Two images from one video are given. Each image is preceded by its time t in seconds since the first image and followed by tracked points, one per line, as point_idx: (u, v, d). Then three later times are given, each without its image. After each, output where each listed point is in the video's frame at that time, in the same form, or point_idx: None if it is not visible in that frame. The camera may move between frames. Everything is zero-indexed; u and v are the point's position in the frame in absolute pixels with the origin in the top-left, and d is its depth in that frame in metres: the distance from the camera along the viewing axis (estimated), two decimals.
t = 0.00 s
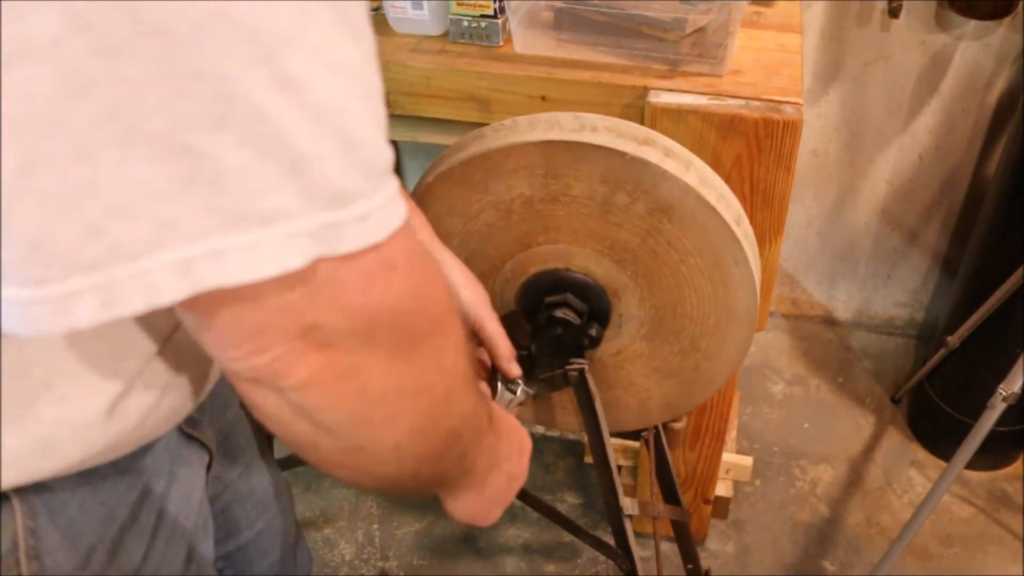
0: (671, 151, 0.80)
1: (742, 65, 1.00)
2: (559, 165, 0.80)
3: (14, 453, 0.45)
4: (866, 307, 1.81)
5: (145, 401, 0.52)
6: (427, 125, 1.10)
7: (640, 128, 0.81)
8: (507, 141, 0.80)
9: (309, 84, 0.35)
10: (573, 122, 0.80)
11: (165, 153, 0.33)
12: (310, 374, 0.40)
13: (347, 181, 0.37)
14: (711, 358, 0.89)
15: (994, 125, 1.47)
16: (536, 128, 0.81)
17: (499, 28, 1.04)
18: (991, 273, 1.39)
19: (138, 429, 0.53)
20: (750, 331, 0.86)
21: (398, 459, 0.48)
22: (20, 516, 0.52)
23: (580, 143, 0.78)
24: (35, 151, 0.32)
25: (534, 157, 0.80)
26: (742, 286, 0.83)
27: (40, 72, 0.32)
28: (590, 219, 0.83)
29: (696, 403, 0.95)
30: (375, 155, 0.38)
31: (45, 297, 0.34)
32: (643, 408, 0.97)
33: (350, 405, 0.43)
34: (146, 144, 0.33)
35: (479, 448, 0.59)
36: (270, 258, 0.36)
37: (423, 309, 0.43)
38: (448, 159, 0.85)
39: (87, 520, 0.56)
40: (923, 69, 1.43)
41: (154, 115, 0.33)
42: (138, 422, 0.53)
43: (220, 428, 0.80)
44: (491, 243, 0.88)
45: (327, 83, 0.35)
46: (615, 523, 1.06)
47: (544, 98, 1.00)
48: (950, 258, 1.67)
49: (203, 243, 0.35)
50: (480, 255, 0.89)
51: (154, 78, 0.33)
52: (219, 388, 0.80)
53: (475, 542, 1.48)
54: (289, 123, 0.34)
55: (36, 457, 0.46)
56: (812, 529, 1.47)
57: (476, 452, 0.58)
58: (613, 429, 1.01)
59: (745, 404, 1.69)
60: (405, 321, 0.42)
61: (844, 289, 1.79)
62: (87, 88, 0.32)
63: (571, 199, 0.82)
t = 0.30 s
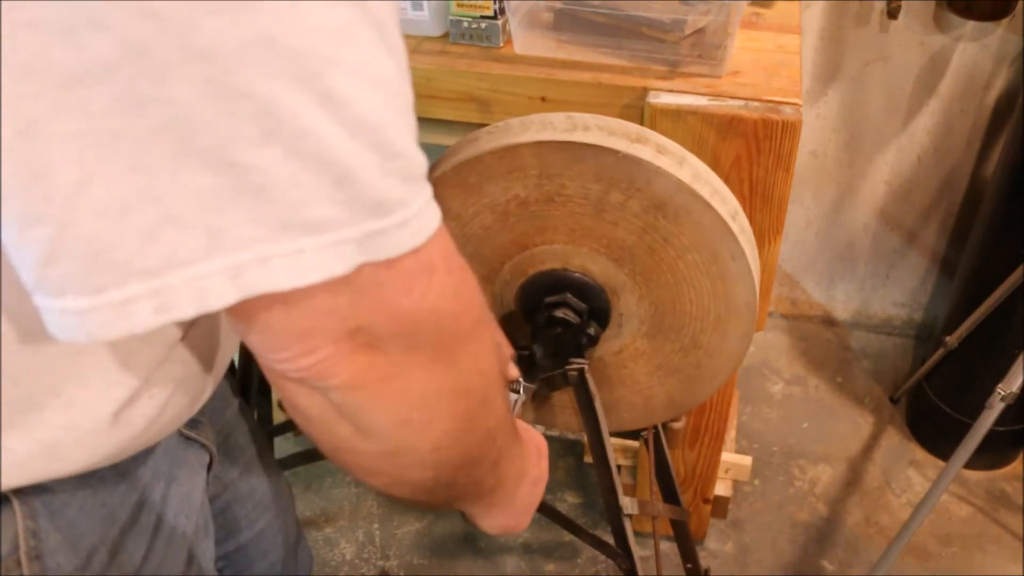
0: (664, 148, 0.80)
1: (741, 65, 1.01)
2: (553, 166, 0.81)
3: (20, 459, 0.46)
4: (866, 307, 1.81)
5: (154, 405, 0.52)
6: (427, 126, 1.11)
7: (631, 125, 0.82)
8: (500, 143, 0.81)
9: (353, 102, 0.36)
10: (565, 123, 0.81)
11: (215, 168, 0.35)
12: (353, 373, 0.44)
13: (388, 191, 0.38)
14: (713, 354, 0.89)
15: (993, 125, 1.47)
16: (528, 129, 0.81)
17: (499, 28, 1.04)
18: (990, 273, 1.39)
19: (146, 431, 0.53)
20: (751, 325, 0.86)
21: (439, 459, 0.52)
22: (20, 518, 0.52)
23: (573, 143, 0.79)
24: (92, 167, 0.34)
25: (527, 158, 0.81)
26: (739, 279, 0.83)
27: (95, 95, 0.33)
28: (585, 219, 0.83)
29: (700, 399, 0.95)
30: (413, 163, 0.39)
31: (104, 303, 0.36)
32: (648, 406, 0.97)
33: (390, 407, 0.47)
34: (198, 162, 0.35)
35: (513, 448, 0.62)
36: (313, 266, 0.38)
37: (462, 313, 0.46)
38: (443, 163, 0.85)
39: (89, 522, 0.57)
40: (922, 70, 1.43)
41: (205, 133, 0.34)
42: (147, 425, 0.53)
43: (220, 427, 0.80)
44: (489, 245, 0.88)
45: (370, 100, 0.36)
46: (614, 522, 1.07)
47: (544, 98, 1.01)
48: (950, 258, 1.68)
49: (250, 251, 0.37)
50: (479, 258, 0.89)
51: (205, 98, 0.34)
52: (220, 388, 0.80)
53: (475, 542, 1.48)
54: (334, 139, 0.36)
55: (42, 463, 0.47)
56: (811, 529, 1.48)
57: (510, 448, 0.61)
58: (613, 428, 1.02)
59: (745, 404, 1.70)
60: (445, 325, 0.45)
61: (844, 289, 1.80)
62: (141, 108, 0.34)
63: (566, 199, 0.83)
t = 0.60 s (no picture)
0: (659, 146, 0.80)
1: (741, 65, 1.01)
2: (548, 165, 0.81)
3: (20, 462, 0.46)
4: (866, 307, 1.81)
5: (155, 409, 0.52)
6: (427, 125, 1.11)
7: (626, 123, 0.81)
8: (495, 144, 0.80)
9: (359, 107, 0.36)
10: (559, 122, 0.81)
11: (224, 171, 0.35)
12: (357, 377, 0.45)
13: (396, 195, 0.38)
14: (715, 352, 0.89)
15: (993, 125, 1.47)
16: (524, 129, 0.81)
17: (499, 28, 1.04)
18: (991, 274, 1.39)
19: (145, 434, 0.53)
20: (751, 321, 0.86)
21: (443, 461, 0.52)
22: (18, 519, 0.51)
23: (569, 143, 0.78)
24: (103, 169, 0.34)
25: (523, 158, 0.81)
26: (739, 276, 0.83)
27: (107, 99, 0.33)
28: (582, 219, 0.83)
29: (703, 397, 0.94)
30: (419, 167, 0.39)
31: (114, 304, 0.36)
32: (651, 405, 0.97)
33: (397, 409, 0.47)
34: (208, 165, 0.35)
35: (517, 451, 0.62)
36: (322, 268, 0.38)
37: (469, 316, 0.46)
38: (440, 165, 0.85)
39: (86, 524, 0.57)
40: (922, 69, 1.43)
41: (213, 137, 0.34)
42: (147, 427, 0.53)
43: (219, 427, 0.80)
44: (487, 246, 0.88)
45: (376, 104, 0.36)
46: (614, 522, 1.07)
47: (544, 98, 1.01)
48: (950, 258, 1.68)
49: (259, 253, 0.37)
50: (478, 259, 0.89)
51: (213, 103, 0.34)
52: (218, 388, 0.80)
53: (475, 542, 1.48)
54: (341, 143, 0.36)
55: (42, 467, 0.47)
56: (811, 528, 1.48)
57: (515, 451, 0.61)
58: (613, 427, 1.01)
59: (745, 404, 1.70)
60: (452, 330, 0.46)
61: (843, 290, 1.80)
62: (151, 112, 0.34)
63: (563, 198, 0.83)
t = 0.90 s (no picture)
0: (659, 145, 0.80)
1: (741, 65, 1.01)
2: (548, 165, 0.81)
3: (20, 464, 0.46)
4: (866, 307, 1.81)
5: (157, 411, 0.52)
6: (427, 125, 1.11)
7: (626, 122, 0.81)
8: (494, 145, 0.80)
9: (383, 110, 0.36)
10: (559, 122, 0.80)
11: (249, 173, 0.35)
12: (386, 370, 0.45)
13: (419, 193, 0.38)
14: (716, 351, 0.89)
15: (993, 125, 1.48)
16: (523, 129, 0.81)
17: (499, 28, 1.04)
18: (991, 274, 1.39)
19: (147, 436, 0.53)
20: (751, 321, 0.85)
21: (475, 451, 0.52)
22: (16, 520, 0.51)
23: (568, 143, 0.78)
24: (130, 169, 0.34)
25: (522, 159, 0.81)
26: (739, 275, 0.83)
27: (132, 101, 0.33)
28: (582, 219, 0.83)
29: (704, 397, 0.94)
30: (441, 165, 0.39)
31: (142, 301, 0.36)
32: (651, 405, 0.97)
33: (428, 399, 0.47)
34: (233, 167, 0.35)
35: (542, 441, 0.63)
36: (346, 264, 0.38)
37: (497, 306, 0.46)
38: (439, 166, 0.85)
39: (86, 524, 0.56)
40: (922, 69, 1.43)
41: (238, 140, 0.34)
42: (149, 429, 0.53)
43: (220, 426, 0.80)
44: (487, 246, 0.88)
45: (398, 107, 0.36)
46: (614, 522, 1.07)
47: (544, 98, 1.01)
48: (950, 258, 1.68)
49: (285, 249, 0.37)
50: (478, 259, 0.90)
51: (238, 107, 0.34)
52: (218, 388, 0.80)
53: (475, 542, 1.48)
54: (365, 145, 0.36)
55: (43, 469, 0.47)
56: (811, 528, 1.48)
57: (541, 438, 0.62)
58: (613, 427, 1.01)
59: (745, 404, 1.70)
60: (481, 320, 0.45)
61: (843, 290, 1.80)
62: (175, 115, 0.34)
63: (563, 198, 0.83)
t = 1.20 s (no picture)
0: (661, 146, 0.80)
1: (741, 65, 1.01)
2: (550, 165, 0.81)
3: (20, 469, 0.46)
4: (866, 307, 1.81)
5: (158, 417, 0.52)
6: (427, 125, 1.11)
7: (628, 123, 0.81)
8: (497, 144, 0.80)
9: (396, 119, 0.36)
10: (562, 122, 0.80)
11: (264, 184, 0.35)
12: (400, 379, 0.45)
13: (430, 202, 0.38)
14: (715, 353, 0.89)
15: (993, 125, 1.48)
16: (526, 129, 0.81)
17: (499, 28, 1.04)
18: (991, 274, 1.39)
19: (149, 441, 0.53)
20: (751, 322, 0.85)
21: (488, 449, 0.53)
22: (17, 521, 0.51)
23: (571, 143, 0.78)
24: (147, 178, 0.34)
25: (524, 158, 0.81)
26: (739, 277, 0.83)
27: (149, 111, 0.33)
28: (584, 219, 0.83)
29: (702, 397, 0.95)
30: (452, 174, 0.39)
31: (157, 308, 0.36)
32: (649, 405, 0.97)
33: (440, 403, 0.48)
34: (249, 178, 0.35)
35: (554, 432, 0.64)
36: (359, 274, 0.38)
37: (507, 310, 0.46)
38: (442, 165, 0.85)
39: (86, 526, 0.56)
40: (922, 69, 1.43)
41: (253, 152, 0.34)
42: (151, 435, 0.53)
43: (220, 426, 0.80)
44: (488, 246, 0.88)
45: (410, 116, 0.36)
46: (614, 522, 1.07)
47: (544, 98, 1.01)
48: (950, 258, 1.68)
49: (299, 259, 0.37)
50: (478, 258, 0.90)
51: (253, 118, 0.33)
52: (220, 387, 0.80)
53: (475, 542, 1.48)
54: (379, 155, 0.36)
55: (43, 474, 0.47)
56: (811, 528, 1.48)
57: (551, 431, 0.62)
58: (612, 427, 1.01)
59: (744, 404, 1.70)
60: (492, 324, 0.45)
61: (843, 290, 1.80)
62: (190, 127, 0.33)
63: (565, 198, 0.83)
